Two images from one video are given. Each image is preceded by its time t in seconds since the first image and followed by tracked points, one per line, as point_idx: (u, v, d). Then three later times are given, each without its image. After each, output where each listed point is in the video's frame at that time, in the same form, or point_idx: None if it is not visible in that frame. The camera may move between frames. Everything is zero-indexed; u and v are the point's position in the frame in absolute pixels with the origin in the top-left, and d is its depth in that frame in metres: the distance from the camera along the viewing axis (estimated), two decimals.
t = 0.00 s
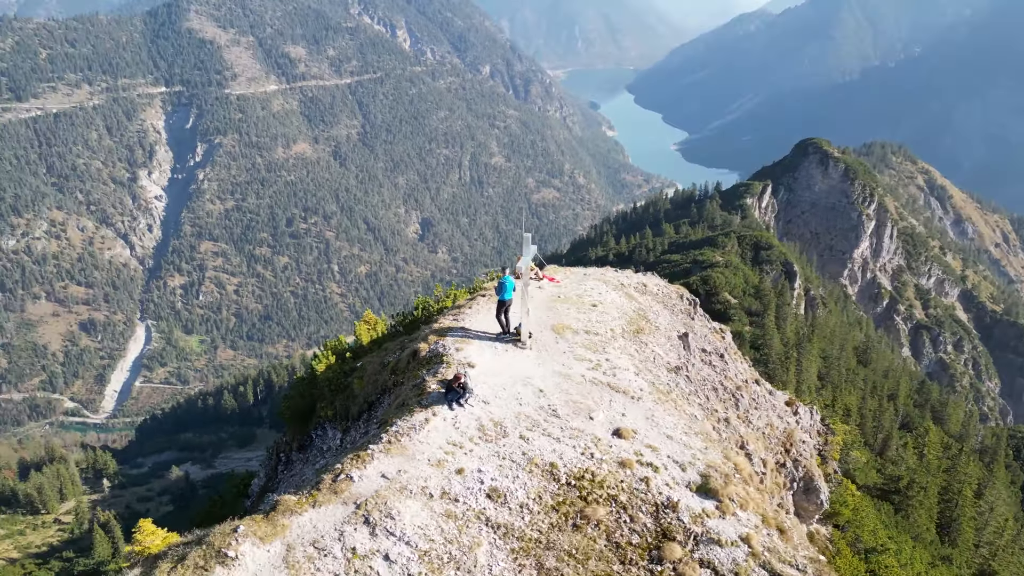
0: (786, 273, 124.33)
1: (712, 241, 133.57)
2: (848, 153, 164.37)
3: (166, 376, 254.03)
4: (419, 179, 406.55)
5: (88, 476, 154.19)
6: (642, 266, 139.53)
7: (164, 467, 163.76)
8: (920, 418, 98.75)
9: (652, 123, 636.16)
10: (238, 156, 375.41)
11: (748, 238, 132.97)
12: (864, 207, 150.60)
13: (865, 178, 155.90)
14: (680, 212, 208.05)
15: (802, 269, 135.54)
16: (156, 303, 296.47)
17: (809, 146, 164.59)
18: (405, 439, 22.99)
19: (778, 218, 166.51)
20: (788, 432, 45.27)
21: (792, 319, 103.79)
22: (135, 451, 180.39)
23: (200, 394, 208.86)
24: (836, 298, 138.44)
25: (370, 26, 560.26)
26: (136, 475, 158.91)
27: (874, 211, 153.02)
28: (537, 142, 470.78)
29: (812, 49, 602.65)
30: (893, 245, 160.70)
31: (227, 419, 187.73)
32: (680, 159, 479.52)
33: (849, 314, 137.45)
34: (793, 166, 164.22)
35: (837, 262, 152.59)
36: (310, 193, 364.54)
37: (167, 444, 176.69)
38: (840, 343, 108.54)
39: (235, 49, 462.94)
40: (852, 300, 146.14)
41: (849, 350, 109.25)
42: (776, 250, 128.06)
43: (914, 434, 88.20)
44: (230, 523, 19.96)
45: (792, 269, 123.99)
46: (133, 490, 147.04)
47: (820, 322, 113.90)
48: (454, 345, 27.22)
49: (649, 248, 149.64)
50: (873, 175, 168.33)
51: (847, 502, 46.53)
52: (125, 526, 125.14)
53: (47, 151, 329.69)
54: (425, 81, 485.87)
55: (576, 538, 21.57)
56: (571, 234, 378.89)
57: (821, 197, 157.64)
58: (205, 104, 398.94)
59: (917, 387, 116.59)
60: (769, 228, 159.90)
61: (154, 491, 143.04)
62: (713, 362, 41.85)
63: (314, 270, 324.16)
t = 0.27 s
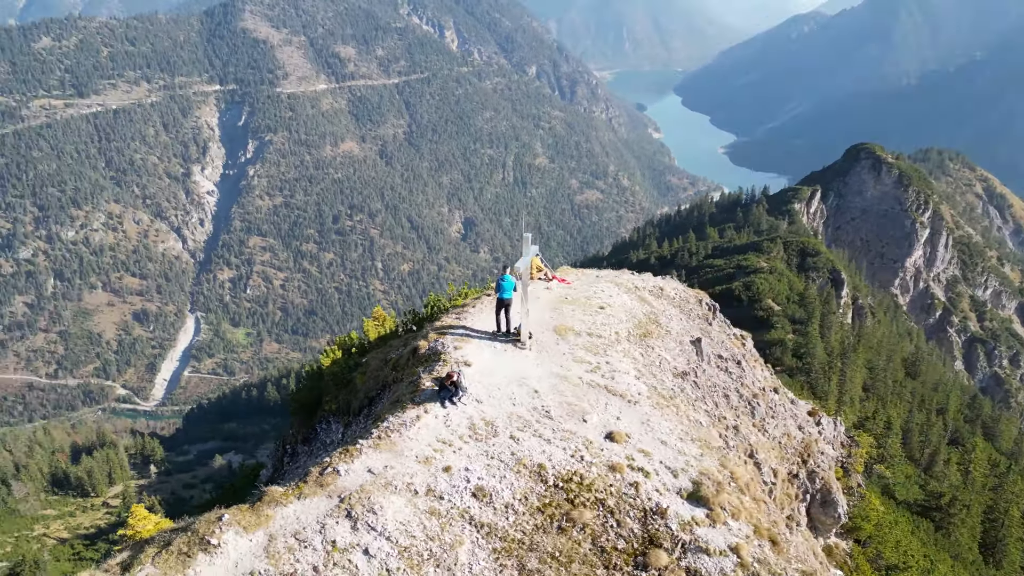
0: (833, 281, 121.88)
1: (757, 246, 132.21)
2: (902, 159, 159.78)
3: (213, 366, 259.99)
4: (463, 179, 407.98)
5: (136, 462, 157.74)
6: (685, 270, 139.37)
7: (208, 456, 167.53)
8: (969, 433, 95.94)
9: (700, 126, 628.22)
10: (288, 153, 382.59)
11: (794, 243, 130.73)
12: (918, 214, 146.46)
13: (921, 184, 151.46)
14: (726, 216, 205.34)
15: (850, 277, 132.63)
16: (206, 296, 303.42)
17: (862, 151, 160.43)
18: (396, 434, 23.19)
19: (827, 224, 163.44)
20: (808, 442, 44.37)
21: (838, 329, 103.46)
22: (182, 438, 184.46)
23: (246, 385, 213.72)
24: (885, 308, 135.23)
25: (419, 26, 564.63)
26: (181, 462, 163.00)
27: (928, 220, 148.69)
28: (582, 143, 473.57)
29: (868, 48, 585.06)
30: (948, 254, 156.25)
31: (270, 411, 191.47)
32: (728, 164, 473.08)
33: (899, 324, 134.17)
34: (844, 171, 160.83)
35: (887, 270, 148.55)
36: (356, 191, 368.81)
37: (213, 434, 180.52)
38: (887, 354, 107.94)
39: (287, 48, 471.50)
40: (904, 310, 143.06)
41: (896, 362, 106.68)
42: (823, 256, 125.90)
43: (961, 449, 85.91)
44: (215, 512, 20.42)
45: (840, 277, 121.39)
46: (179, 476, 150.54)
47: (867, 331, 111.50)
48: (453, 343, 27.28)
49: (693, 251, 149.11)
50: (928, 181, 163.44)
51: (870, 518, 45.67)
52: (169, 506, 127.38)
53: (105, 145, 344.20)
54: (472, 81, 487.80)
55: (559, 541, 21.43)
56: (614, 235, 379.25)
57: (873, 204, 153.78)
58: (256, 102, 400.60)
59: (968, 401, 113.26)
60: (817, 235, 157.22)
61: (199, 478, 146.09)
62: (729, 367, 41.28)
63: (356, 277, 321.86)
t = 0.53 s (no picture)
0: (882, 290, 119.40)
1: (803, 253, 131.85)
2: (960, 165, 153.75)
3: (259, 359, 265.01)
4: (507, 180, 407.46)
5: (183, 450, 163.63)
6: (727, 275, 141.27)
7: (251, 445, 170.77)
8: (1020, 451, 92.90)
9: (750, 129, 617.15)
10: (336, 151, 387.78)
11: (841, 252, 129.41)
12: (975, 224, 141.88)
13: (979, 192, 146.22)
14: (772, 221, 201.91)
15: (901, 286, 129.32)
16: (253, 290, 309.00)
17: (917, 155, 154.46)
18: (387, 430, 23.41)
19: (879, 230, 159.88)
20: (828, 453, 43.34)
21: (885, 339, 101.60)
22: (227, 428, 187.74)
23: (289, 378, 217.38)
24: (937, 320, 132.12)
25: (467, 27, 567.28)
26: (225, 450, 166.95)
27: (986, 229, 143.72)
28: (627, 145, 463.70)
29: (928, 50, 565.75)
30: (1006, 266, 151.43)
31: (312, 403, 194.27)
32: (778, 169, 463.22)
33: (952, 336, 131.10)
34: (898, 176, 154.65)
35: (941, 280, 145.42)
36: (401, 189, 371.48)
37: (257, 425, 183.30)
38: (936, 366, 104.72)
39: (338, 48, 478.41)
40: (957, 322, 140.04)
41: (945, 375, 103.64)
42: (871, 265, 123.77)
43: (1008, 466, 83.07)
44: (204, 499, 20.93)
45: (889, 287, 118.73)
46: (223, 465, 153.67)
47: (916, 343, 108.95)
48: (452, 341, 27.38)
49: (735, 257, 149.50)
50: (987, 189, 157.75)
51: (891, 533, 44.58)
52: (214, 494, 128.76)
53: (161, 142, 352.07)
54: (518, 81, 487.93)
55: (543, 542, 21.33)
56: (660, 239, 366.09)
57: (927, 212, 149.31)
58: (306, 101, 403.76)
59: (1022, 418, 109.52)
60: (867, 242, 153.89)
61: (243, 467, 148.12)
62: (744, 375, 40.60)
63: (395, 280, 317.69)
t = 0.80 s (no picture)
0: (934, 301, 115.52)
1: (852, 261, 130.33)
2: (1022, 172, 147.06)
3: (303, 353, 268.28)
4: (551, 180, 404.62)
5: (227, 439, 162.59)
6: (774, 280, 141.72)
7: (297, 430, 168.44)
8: None
9: (801, 133, 604.46)
10: (382, 150, 395.16)
11: (892, 261, 126.26)
12: None
13: None
14: (821, 227, 197.54)
15: (954, 297, 125.41)
16: (299, 285, 313.07)
17: (974, 163, 148.82)
18: (377, 425, 23.59)
19: (934, 238, 158.37)
20: (846, 466, 42.23)
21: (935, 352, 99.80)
22: (272, 417, 189.43)
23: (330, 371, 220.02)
24: (993, 332, 129.07)
25: (515, 28, 568.41)
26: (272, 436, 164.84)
27: None
28: (673, 147, 457.34)
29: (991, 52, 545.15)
30: None
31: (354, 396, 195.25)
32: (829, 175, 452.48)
33: (1008, 349, 128.14)
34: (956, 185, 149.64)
35: (998, 293, 145.10)
36: (445, 189, 372.58)
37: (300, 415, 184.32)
38: (988, 379, 101.25)
39: (387, 48, 483.75)
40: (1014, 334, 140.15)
41: (997, 389, 100.09)
42: (923, 275, 120.28)
43: None
44: (194, 488, 21.45)
45: (941, 297, 114.87)
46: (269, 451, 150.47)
47: (967, 356, 105.98)
48: (451, 340, 27.46)
49: (781, 264, 147.77)
50: None
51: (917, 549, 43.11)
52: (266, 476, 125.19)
53: (215, 139, 364.12)
54: (564, 83, 486.33)
55: (526, 544, 21.29)
56: (704, 244, 359.69)
57: (984, 221, 144.58)
58: (355, 100, 416.62)
59: None
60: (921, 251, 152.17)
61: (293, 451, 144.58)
62: (760, 384, 39.90)
63: (444, 258, 308.55)
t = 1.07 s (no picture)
0: (988, 314, 113.02)
1: (904, 270, 127.42)
2: None
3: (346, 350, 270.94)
4: (595, 182, 400.25)
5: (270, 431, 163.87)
6: (820, 288, 139.57)
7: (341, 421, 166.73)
8: None
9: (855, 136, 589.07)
10: (428, 149, 396.22)
11: (946, 271, 123.03)
12: None
13: None
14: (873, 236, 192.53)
15: (1010, 309, 122.01)
16: (344, 280, 316.13)
17: None
18: (369, 420, 23.85)
19: (991, 248, 155.48)
20: (867, 480, 41.08)
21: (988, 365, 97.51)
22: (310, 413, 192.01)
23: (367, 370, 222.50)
24: None
25: (563, 29, 566.56)
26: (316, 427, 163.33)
27: None
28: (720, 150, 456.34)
29: None
30: None
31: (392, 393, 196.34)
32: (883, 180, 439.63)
33: None
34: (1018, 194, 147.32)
35: None
36: (489, 189, 371.01)
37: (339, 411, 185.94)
38: None
39: (435, 48, 486.96)
40: None
41: None
42: (979, 286, 117.11)
43: None
44: (186, 476, 21.99)
45: (997, 310, 112.30)
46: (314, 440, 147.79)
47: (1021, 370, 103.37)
48: (451, 339, 27.58)
49: (830, 272, 145.97)
50: None
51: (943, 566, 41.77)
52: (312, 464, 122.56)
53: (266, 136, 371.47)
54: (611, 84, 482.51)
55: (510, 544, 21.31)
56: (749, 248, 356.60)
57: None
58: (403, 100, 422.61)
59: None
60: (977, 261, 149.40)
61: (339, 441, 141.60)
62: (776, 393, 39.21)
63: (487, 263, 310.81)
